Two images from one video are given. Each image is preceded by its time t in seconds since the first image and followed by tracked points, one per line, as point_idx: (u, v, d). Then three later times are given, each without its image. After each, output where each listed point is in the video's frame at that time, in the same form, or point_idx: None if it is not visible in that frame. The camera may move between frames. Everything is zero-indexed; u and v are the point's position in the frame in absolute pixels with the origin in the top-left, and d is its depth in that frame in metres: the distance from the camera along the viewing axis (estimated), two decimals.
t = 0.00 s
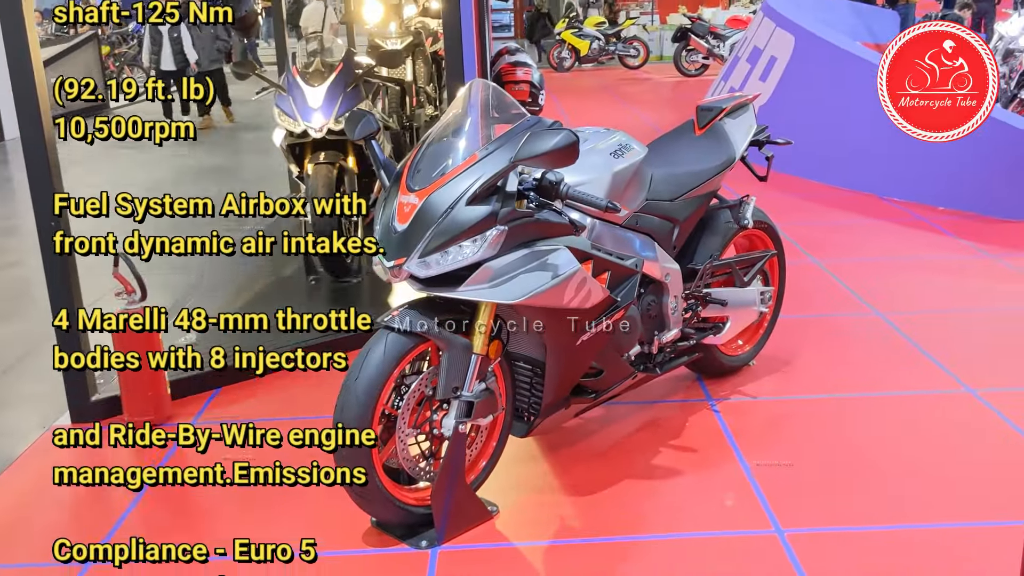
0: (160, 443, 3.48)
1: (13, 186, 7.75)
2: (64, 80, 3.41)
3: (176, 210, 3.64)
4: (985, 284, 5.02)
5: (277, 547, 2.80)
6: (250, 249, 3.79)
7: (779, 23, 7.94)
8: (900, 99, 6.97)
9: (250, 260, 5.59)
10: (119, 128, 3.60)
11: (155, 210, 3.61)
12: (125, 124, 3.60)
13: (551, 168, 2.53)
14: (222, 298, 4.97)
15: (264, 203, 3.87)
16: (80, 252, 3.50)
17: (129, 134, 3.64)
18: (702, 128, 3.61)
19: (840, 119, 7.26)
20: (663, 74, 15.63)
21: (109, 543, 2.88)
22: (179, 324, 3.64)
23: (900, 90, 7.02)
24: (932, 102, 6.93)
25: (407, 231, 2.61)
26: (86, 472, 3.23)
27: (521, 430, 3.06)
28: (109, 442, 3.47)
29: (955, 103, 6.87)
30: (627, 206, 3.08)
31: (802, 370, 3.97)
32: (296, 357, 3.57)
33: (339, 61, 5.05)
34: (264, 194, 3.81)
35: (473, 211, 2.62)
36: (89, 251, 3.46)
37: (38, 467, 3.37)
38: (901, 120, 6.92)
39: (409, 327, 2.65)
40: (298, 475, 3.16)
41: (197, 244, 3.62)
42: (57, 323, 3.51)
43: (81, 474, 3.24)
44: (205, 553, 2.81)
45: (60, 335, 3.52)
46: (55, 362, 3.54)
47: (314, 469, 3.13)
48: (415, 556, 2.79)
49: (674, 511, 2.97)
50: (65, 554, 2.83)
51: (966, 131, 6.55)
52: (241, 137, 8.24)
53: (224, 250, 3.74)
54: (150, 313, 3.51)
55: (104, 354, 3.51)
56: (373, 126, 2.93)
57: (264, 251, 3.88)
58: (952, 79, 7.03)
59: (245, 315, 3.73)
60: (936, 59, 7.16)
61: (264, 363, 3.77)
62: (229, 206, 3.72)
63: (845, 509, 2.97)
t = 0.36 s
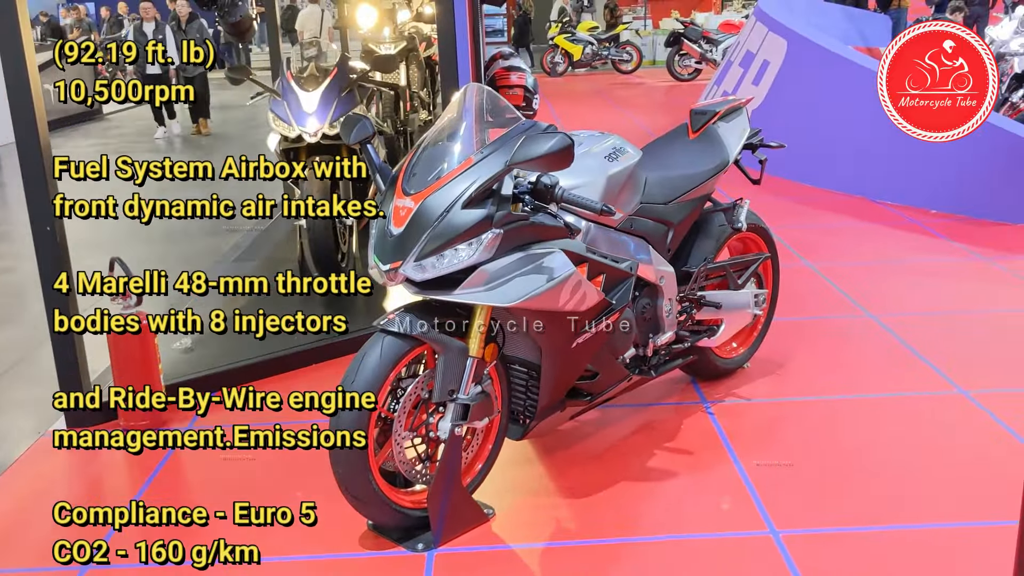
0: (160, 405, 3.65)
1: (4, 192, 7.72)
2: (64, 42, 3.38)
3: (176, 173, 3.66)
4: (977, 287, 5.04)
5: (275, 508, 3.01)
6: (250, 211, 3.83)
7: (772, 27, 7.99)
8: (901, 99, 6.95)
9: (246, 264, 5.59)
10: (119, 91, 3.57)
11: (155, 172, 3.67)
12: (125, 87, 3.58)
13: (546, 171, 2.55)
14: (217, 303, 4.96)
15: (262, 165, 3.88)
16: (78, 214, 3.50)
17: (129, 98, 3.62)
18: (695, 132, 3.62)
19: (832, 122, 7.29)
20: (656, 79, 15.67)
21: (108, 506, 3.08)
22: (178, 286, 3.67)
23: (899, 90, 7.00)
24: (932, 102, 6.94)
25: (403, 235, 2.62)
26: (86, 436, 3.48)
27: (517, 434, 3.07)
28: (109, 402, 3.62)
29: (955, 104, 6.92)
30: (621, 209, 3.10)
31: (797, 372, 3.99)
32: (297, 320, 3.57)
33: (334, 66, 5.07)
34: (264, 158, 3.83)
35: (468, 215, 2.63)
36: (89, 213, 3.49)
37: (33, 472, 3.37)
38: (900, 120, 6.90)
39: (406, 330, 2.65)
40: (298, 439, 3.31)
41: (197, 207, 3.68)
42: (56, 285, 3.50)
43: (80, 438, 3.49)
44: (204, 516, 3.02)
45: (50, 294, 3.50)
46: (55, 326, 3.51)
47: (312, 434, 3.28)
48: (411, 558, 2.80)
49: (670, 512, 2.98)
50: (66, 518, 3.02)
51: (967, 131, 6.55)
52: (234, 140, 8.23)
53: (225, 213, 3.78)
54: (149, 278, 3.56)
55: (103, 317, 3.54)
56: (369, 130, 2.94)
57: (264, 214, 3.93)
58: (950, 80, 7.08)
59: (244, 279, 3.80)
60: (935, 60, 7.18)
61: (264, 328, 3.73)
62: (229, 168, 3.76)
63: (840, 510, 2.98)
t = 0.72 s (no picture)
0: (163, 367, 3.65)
1: None
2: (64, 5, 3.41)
3: (176, 136, 3.71)
4: (974, 288, 5.04)
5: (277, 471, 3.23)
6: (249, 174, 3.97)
7: (768, 29, 7.99)
8: (901, 99, 6.92)
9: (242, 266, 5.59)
10: (119, 55, 3.61)
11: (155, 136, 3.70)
12: (125, 51, 3.61)
13: (540, 173, 2.55)
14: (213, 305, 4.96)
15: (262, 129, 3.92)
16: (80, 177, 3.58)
17: (129, 61, 3.65)
18: (692, 133, 3.60)
19: (829, 124, 7.29)
20: (654, 80, 15.68)
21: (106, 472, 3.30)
22: (178, 249, 3.67)
23: (899, 90, 6.97)
24: (932, 102, 6.89)
25: (397, 237, 2.61)
26: (86, 399, 3.64)
27: (513, 437, 3.06)
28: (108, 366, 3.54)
29: (955, 103, 6.87)
30: (617, 211, 3.09)
31: (794, 374, 3.99)
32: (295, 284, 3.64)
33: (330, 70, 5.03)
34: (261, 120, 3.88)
35: (463, 217, 2.62)
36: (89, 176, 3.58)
37: (29, 475, 3.36)
38: (901, 120, 6.87)
39: (401, 333, 2.66)
40: (299, 402, 3.67)
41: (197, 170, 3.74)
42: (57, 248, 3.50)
43: (80, 401, 3.64)
44: (204, 480, 3.23)
45: (46, 255, 3.46)
46: (55, 290, 3.48)
47: (313, 398, 3.62)
48: (406, 561, 2.79)
49: (666, 515, 2.98)
50: (66, 480, 3.21)
51: (967, 131, 6.51)
52: (232, 142, 8.23)
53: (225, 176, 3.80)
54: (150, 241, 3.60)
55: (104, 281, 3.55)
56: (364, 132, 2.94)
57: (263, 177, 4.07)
58: (950, 80, 7.03)
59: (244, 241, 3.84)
60: (936, 59, 7.13)
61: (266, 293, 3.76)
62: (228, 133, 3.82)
63: (835, 512, 2.98)
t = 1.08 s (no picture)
0: (161, 332, 3.66)
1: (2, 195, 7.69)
2: None
3: (176, 100, 3.70)
4: (978, 288, 5.00)
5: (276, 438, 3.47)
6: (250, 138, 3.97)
7: (773, 27, 7.96)
8: (901, 99, 6.91)
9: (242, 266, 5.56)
10: (118, 18, 3.56)
11: (154, 100, 3.67)
12: (125, 15, 3.57)
13: (539, 173, 2.52)
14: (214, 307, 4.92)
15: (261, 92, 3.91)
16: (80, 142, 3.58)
17: (130, 25, 3.59)
18: (693, 132, 3.59)
19: (832, 123, 7.26)
20: (658, 79, 15.63)
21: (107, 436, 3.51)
22: (178, 212, 3.64)
23: (900, 90, 6.97)
24: (932, 102, 6.89)
25: (395, 238, 2.59)
26: (85, 363, 3.60)
27: (512, 439, 3.04)
28: (108, 331, 3.44)
29: (954, 104, 6.86)
30: (617, 211, 3.06)
31: (797, 375, 3.96)
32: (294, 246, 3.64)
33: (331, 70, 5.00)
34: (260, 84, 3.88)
35: (461, 218, 2.60)
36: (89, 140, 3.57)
37: (27, 476, 3.35)
38: (901, 120, 6.86)
39: (400, 335, 2.64)
40: (298, 366, 3.67)
41: (197, 134, 3.73)
42: (56, 213, 3.48)
43: (80, 365, 3.59)
44: (204, 444, 3.46)
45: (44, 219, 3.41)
46: (55, 254, 3.43)
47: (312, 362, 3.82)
48: (404, 565, 2.76)
49: (667, 518, 2.95)
50: (66, 445, 3.41)
51: (966, 131, 6.52)
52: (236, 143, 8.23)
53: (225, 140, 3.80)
54: (149, 205, 3.60)
55: (104, 246, 3.54)
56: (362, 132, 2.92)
57: (262, 141, 4.09)
58: (950, 81, 7.03)
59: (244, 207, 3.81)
60: (936, 60, 7.14)
61: (265, 255, 3.74)
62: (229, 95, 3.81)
63: (839, 514, 2.95)
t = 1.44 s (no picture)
0: (161, 297, 3.69)
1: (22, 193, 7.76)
2: None
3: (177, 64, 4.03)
4: (1002, 287, 4.89)
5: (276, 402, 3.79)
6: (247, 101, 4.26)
7: (794, 22, 7.84)
8: (901, 99, 6.91)
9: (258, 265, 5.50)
10: None
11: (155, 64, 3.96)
12: None
13: (546, 174, 2.47)
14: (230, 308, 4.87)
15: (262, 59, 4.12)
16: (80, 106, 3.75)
17: None
18: (709, 130, 3.52)
19: (854, 118, 7.15)
20: (678, 75, 15.52)
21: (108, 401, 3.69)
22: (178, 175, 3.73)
23: (901, 90, 6.95)
24: (932, 102, 6.84)
25: (401, 239, 2.55)
26: (86, 326, 3.53)
27: (523, 442, 2.99)
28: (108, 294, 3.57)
29: (952, 105, 6.75)
30: (629, 211, 3.01)
31: (816, 377, 3.88)
32: (294, 213, 3.72)
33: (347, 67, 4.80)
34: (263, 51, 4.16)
35: (468, 218, 2.55)
36: (90, 104, 3.77)
37: (37, 476, 3.35)
38: (899, 121, 6.87)
39: (407, 337, 2.59)
40: (299, 330, 3.89)
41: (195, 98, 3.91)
42: (56, 177, 3.42)
43: (81, 329, 3.52)
44: (204, 408, 3.77)
45: (46, 183, 3.38)
46: (56, 218, 3.40)
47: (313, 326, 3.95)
48: (411, 570, 2.73)
49: (680, 524, 2.89)
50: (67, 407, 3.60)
51: (967, 131, 6.52)
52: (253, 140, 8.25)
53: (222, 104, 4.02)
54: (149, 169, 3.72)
55: (104, 210, 3.62)
56: (370, 132, 2.88)
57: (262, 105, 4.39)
58: (950, 81, 6.96)
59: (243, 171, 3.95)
60: (937, 61, 7.10)
61: (265, 220, 3.84)
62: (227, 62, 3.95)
63: (856, 520, 2.88)
